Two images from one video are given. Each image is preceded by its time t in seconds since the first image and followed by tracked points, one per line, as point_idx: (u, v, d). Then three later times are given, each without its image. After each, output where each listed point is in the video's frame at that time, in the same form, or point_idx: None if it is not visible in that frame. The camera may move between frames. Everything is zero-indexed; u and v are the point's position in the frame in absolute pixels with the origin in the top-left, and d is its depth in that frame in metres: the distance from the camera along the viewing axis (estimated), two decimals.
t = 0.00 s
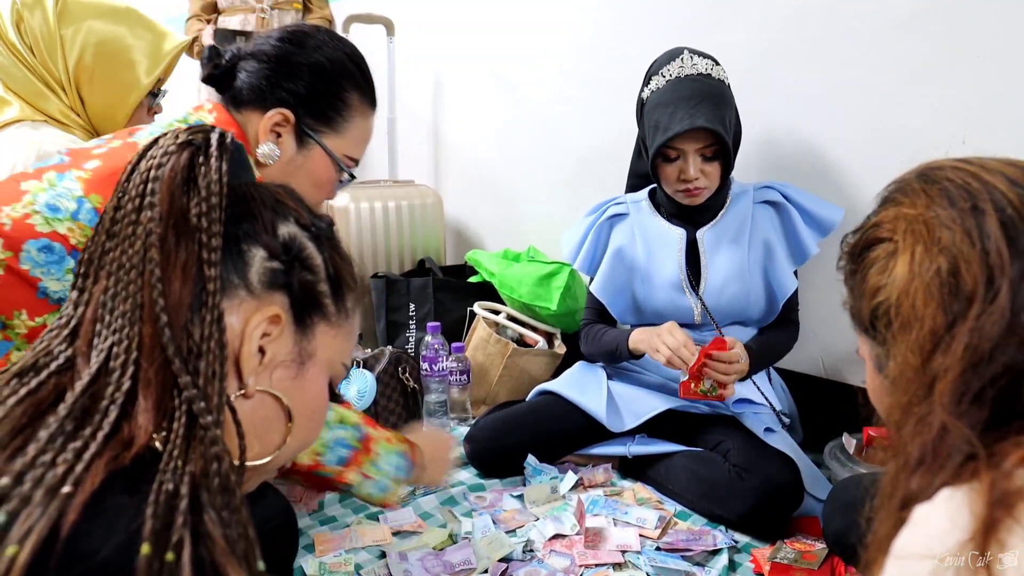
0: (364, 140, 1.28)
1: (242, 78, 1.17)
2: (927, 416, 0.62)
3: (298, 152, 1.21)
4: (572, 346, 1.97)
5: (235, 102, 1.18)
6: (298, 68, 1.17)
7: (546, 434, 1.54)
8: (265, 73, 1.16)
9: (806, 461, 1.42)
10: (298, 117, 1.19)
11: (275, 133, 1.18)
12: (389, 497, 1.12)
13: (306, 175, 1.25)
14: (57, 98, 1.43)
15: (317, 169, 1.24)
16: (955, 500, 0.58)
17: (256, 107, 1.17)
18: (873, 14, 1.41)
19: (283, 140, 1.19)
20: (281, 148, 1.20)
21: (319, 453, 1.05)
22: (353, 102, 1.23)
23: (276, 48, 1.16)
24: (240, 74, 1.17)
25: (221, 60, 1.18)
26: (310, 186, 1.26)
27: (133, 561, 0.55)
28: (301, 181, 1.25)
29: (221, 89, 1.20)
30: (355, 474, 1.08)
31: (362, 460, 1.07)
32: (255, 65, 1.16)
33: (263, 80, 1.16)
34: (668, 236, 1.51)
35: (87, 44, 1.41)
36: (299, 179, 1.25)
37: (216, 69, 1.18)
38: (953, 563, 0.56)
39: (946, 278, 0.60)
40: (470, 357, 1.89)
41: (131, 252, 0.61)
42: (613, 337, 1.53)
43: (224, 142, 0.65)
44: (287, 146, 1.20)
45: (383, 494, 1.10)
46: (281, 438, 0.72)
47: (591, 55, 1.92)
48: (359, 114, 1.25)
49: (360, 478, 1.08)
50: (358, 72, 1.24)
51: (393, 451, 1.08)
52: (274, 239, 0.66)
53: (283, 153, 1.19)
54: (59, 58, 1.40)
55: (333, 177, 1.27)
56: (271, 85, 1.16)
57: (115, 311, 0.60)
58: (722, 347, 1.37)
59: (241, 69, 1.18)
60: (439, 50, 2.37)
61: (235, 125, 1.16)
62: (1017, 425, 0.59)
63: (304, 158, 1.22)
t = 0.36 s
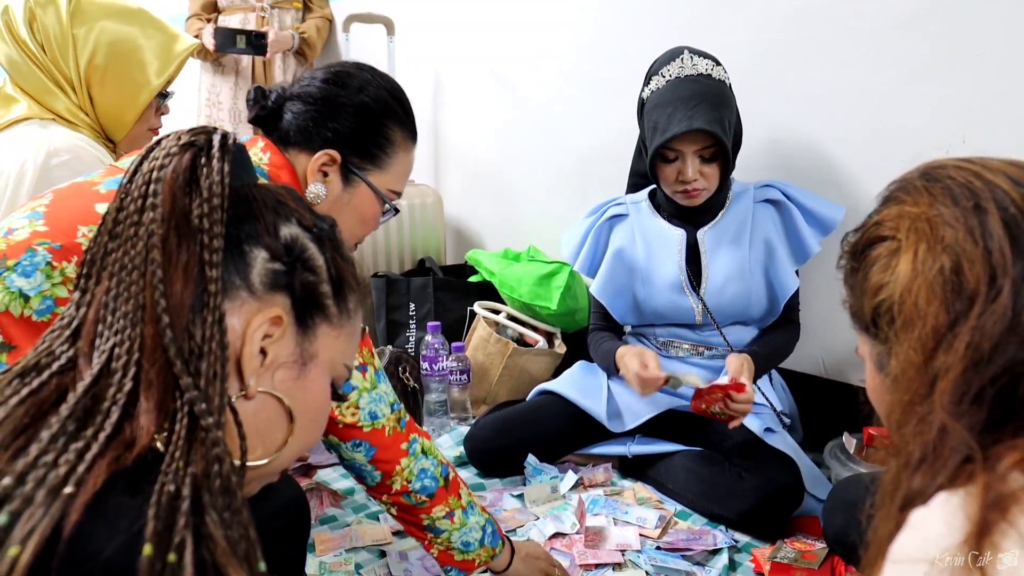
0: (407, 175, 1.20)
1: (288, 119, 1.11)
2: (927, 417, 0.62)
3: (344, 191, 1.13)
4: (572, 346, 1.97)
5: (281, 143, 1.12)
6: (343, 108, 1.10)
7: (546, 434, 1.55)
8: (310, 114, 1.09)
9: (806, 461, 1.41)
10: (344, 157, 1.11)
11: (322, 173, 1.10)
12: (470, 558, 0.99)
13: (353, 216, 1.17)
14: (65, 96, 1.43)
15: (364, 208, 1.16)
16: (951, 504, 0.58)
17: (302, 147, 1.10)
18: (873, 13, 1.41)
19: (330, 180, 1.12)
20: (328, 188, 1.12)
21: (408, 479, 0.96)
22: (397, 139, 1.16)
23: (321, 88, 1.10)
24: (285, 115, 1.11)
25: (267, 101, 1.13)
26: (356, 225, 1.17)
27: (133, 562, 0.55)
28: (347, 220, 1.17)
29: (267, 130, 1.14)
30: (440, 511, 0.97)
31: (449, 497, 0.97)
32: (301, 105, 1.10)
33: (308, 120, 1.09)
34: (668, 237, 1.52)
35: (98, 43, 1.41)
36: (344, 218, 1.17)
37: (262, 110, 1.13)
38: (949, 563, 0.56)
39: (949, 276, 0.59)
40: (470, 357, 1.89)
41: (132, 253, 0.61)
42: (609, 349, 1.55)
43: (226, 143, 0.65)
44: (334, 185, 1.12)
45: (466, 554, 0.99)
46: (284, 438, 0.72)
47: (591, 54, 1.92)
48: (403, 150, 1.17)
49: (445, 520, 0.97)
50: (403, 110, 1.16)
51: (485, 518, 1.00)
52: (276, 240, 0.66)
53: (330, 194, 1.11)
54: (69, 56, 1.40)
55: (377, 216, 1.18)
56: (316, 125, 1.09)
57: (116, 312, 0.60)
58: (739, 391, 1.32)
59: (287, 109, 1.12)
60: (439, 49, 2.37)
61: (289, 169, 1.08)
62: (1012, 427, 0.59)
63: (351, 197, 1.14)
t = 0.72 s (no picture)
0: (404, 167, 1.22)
1: (286, 111, 1.14)
2: (925, 416, 0.62)
3: (341, 181, 1.16)
4: (572, 346, 1.97)
5: (280, 134, 1.14)
6: (340, 100, 1.13)
7: (546, 435, 1.55)
8: (308, 105, 1.12)
9: (805, 462, 1.38)
10: (342, 148, 1.14)
11: (319, 163, 1.13)
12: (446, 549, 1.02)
13: (349, 205, 1.19)
14: (70, 95, 1.44)
15: (360, 199, 1.18)
16: (948, 503, 0.57)
17: (300, 138, 1.13)
18: (872, 13, 1.41)
19: (327, 170, 1.14)
20: (325, 179, 1.15)
21: (364, 498, 0.95)
22: (393, 132, 1.18)
23: (319, 81, 1.13)
24: (283, 107, 1.14)
25: (264, 94, 1.16)
26: (352, 215, 1.20)
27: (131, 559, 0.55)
28: (345, 211, 1.20)
29: (266, 122, 1.17)
30: (404, 520, 0.98)
31: (413, 509, 0.97)
32: (299, 97, 1.13)
33: (306, 112, 1.12)
34: (670, 242, 1.50)
35: (107, 44, 1.41)
36: (342, 210, 1.19)
37: (259, 103, 1.16)
38: (947, 561, 0.55)
39: (946, 278, 0.59)
40: (470, 357, 1.89)
41: (131, 253, 0.60)
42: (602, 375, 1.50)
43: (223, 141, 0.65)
44: (331, 175, 1.15)
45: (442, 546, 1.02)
46: (285, 438, 0.72)
47: (591, 53, 1.92)
48: (399, 143, 1.19)
49: (412, 526, 0.98)
50: (398, 103, 1.19)
51: (460, 518, 0.99)
52: (275, 238, 0.66)
53: (328, 183, 1.14)
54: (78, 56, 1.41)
55: (372, 206, 1.21)
56: (314, 116, 1.12)
57: (115, 312, 0.60)
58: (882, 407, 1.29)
59: (285, 101, 1.14)
60: (439, 49, 2.37)
61: (283, 159, 1.12)
62: (1010, 427, 0.59)
63: (349, 187, 1.16)
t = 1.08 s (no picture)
0: (342, 106, 1.24)
1: (213, 51, 1.13)
2: (920, 419, 0.62)
3: (276, 121, 1.17)
4: (572, 346, 1.97)
5: (209, 77, 1.14)
6: (270, 37, 1.13)
7: (546, 435, 1.54)
8: (235, 43, 1.12)
9: (806, 462, 1.38)
10: (274, 87, 1.15)
11: (252, 105, 1.14)
12: (368, 489, 0.98)
13: (286, 146, 1.21)
14: (68, 95, 1.45)
15: (298, 139, 1.20)
16: (944, 505, 0.57)
17: (230, 79, 1.13)
18: (872, 12, 1.41)
19: (260, 111, 1.15)
20: (258, 120, 1.16)
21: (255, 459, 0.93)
22: (328, 69, 1.19)
23: (246, 18, 1.12)
24: (211, 47, 1.13)
25: (189, 36, 1.14)
26: (290, 157, 1.22)
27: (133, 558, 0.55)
28: (283, 153, 1.21)
29: (193, 65, 1.16)
30: (305, 473, 0.94)
31: (310, 459, 0.94)
32: (226, 36, 1.12)
33: (234, 51, 1.12)
34: (684, 250, 1.48)
35: (105, 44, 1.44)
36: (280, 152, 1.21)
37: (185, 45, 1.14)
38: (942, 564, 0.55)
39: (939, 282, 0.59)
40: (470, 357, 1.89)
41: (128, 254, 0.60)
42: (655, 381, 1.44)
43: (219, 142, 0.65)
44: (264, 116, 1.16)
45: (362, 487, 0.98)
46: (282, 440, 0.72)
47: (590, 53, 1.92)
48: (334, 81, 1.21)
49: (318, 477, 0.95)
50: (328, 37, 1.20)
51: (371, 450, 0.96)
52: (271, 238, 0.66)
53: (262, 124, 1.15)
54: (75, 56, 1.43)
55: (312, 147, 1.23)
56: (244, 55, 1.12)
57: (113, 314, 0.60)
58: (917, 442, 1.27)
59: (212, 42, 1.13)
60: (439, 49, 2.37)
61: (211, 107, 1.13)
62: (1004, 430, 0.59)
63: (284, 128, 1.18)
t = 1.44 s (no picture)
0: (274, 74, 1.22)
1: (139, 8, 1.09)
2: (920, 420, 0.62)
3: (204, 84, 1.15)
4: (573, 346, 1.97)
5: (135, 36, 1.11)
6: None
7: (547, 435, 1.54)
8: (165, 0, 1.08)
9: (806, 462, 1.38)
10: (202, 48, 1.12)
11: (178, 65, 1.11)
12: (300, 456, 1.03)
13: (214, 110, 1.19)
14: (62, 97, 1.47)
15: (227, 103, 1.18)
16: (942, 506, 0.57)
17: (157, 36, 1.10)
18: (872, 12, 1.41)
19: (187, 72, 1.13)
20: (185, 81, 1.13)
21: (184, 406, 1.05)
22: (260, 35, 1.17)
23: None
24: (137, 3, 1.09)
25: None
26: (217, 121, 1.20)
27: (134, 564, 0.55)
28: (210, 117, 1.19)
29: (117, 22, 1.12)
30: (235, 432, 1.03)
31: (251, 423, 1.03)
32: None
33: (163, 8, 1.08)
34: (701, 255, 1.48)
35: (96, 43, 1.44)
36: (207, 115, 1.19)
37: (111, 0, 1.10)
38: (941, 563, 0.55)
39: (940, 282, 0.59)
40: (471, 357, 1.89)
41: (132, 256, 0.60)
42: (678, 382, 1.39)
43: (225, 145, 0.65)
44: (191, 77, 1.13)
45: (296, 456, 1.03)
46: (285, 441, 0.72)
47: (591, 53, 1.92)
48: (267, 48, 1.19)
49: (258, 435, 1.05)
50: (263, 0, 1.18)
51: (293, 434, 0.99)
52: (275, 241, 0.66)
53: (188, 85, 1.13)
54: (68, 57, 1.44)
55: (240, 113, 1.21)
56: (173, 14, 1.09)
57: (117, 315, 0.60)
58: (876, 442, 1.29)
59: None
60: (439, 48, 2.37)
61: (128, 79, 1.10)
62: (1003, 430, 0.59)
63: (212, 91, 1.16)
